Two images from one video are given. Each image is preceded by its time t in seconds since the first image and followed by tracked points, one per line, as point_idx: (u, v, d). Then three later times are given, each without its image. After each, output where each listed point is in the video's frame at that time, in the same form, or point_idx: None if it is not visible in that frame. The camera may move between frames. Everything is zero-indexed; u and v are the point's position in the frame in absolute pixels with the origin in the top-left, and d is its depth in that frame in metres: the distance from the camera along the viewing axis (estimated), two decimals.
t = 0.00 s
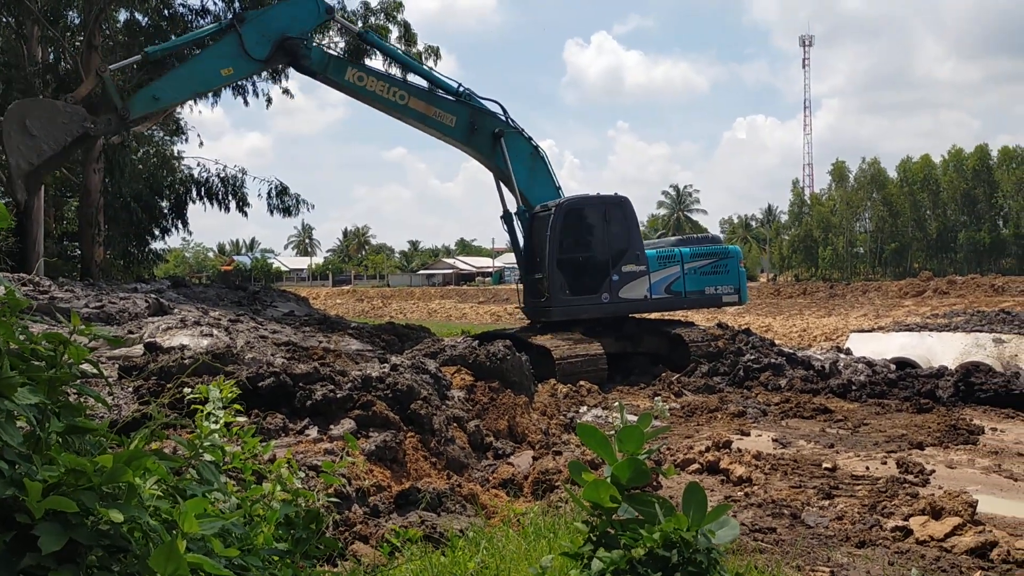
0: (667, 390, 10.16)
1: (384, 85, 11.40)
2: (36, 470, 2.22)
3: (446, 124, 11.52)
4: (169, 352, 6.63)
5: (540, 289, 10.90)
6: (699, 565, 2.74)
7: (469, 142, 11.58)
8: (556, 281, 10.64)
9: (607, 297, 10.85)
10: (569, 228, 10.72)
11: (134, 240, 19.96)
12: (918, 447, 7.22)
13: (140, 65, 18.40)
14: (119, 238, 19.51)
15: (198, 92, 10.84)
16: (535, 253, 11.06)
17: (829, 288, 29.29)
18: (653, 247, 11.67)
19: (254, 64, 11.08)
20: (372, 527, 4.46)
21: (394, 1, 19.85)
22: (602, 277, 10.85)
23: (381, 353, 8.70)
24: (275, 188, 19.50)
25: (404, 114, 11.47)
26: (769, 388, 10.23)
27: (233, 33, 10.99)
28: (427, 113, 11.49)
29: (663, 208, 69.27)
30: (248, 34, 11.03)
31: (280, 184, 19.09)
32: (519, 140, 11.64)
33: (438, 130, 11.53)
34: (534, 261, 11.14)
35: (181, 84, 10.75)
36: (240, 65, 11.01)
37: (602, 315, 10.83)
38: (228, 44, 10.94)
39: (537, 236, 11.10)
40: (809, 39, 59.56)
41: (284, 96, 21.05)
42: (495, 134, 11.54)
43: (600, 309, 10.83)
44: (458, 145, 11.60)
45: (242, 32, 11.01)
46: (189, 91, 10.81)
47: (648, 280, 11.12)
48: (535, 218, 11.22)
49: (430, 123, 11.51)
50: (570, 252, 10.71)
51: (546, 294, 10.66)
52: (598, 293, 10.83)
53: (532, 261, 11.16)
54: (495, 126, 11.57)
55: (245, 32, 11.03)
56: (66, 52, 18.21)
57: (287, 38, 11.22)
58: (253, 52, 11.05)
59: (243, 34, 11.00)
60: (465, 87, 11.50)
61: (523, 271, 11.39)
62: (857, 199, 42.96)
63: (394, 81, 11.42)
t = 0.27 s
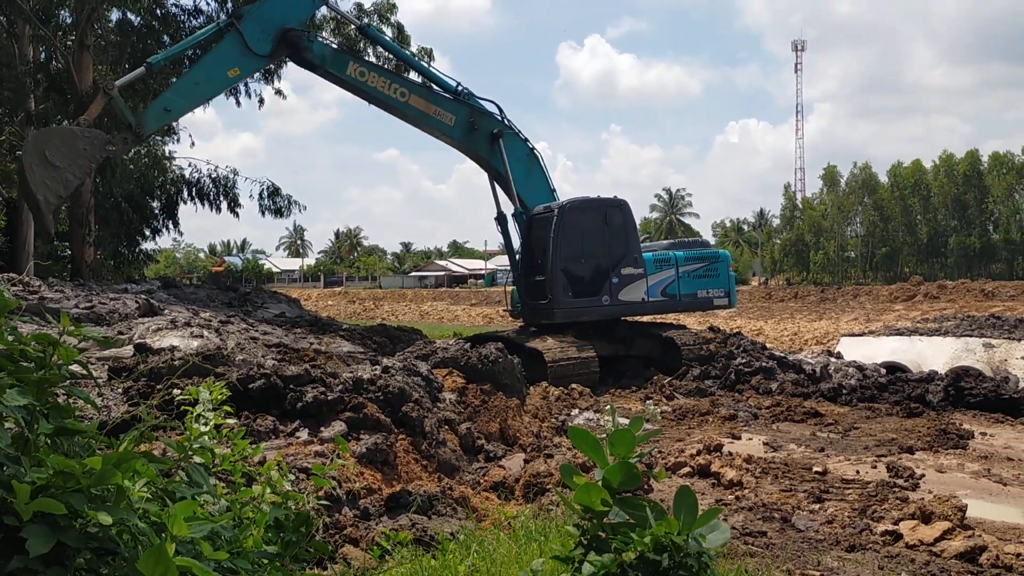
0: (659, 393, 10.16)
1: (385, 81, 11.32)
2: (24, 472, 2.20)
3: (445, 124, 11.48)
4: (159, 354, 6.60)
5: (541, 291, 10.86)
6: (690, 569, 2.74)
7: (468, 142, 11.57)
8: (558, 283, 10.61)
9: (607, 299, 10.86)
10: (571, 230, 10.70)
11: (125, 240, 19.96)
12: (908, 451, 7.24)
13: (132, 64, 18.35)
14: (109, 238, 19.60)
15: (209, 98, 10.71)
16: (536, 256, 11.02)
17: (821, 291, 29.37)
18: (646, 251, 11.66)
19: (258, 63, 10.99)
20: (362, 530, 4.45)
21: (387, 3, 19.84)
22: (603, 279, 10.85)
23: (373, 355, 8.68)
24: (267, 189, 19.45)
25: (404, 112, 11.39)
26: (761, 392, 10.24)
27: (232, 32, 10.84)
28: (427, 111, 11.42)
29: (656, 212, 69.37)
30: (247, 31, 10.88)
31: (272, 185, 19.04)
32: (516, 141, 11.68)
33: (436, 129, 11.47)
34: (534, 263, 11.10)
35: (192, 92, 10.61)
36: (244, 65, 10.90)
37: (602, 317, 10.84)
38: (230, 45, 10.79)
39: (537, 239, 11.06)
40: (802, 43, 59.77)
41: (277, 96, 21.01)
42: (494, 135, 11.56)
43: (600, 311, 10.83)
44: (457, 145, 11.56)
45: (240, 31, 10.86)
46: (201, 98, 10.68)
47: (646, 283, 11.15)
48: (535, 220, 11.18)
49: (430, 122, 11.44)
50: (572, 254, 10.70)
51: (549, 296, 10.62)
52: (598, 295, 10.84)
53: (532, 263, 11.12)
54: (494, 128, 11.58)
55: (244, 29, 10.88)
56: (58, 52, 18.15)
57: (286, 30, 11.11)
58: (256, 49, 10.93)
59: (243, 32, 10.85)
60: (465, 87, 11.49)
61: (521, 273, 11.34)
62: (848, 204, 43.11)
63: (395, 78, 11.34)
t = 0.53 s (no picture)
0: (653, 397, 10.18)
1: (391, 80, 11.16)
2: (18, 473, 2.20)
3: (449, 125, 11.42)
4: (152, 356, 6.59)
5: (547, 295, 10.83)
6: (681, 573, 2.76)
7: (470, 144, 11.53)
8: (565, 286, 10.59)
9: (610, 302, 10.88)
10: (576, 233, 10.71)
11: (119, 241, 19.85)
12: (900, 456, 7.28)
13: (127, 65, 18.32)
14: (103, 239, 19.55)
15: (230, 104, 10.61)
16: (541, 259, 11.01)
17: (814, 297, 29.44)
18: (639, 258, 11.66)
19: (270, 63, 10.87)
20: (355, 533, 4.45)
21: (383, 6, 19.88)
22: (606, 282, 10.88)
23: (367, 358, 8.68)
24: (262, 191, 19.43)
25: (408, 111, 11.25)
26: (754, 397, 10.27)
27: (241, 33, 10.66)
28: (431, 111, 11.32)
29: (650, 216, 69.50)
30: (256, 31, 10.72)
31: (266, 187, 19.02)
32: (514, 144, 11.74)
33: (441, 130, 11.38)
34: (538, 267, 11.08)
35: (214, 100, 10.47)
36: (258, 67, 10.76)
37: (605, 320, 10.85)
38: (242, 48, 10.63)
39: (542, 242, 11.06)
40: (795, 50, 59.96)
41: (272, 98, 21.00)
42: (496, 137, 11.58)
43: (604, 315, 10.84)
44: (460, 146, 11.50)
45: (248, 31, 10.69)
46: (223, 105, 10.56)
47: (644, 287, 11.19)
48: (538, 225, 11.19)
49: (434, 122, 11.34)
50: (577, 257, 10.70)
51: (556, 298, 10.59)
52: (601, 299, 10.85)
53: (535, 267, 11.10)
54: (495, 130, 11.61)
55: (252, 30, 10.72)
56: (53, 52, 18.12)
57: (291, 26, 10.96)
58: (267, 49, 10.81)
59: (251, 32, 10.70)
60: (467, 89, 11.50)
61: (524, 278, 11.29)
62: (842, 209, 43.26)
63: (401, 76, 11.20)
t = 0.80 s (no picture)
0: (645, 400, 10.20)
1: (400, 78, 11.09)
2: (11, 473, 2.20)
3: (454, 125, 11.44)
4: (144, 356, 6.58)
5: (553, 297, 10.80)
6: None
7: (473, 145, 11.56)
8: (572, 288, 10.58)
9: (613, 304, 10.92)
10: (582, 235, 10.73)
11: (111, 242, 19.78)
12: (891, 460, 7.31)
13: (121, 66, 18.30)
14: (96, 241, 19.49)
15: (254, 105, 10.53)
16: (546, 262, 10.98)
17: (806, 301, 29.53)
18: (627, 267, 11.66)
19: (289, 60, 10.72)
20: (347, 535, 4.45)
21: (378, 9, 19.91)
22: (609, 285, 10.91)
23: (360, 360, 8.67)
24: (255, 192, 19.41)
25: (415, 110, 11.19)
26: (745, 400, 10.31)
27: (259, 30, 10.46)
28: (437, 111, 11.30)
29: (643, 220, 69.62)
30: (272, 27, 10.52)
31: (260, 189, 18.99)
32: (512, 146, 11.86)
33: (447, 130, 11.36)
34: (542, 269, 11.04)
35: (237, 103, 10.39)
36: (277, 66, 10.63)
37: (608, 323, 10.88)
38: (261, 47, 10.46)
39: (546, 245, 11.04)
40: (788, 55, 60.12)
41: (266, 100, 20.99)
42: (497, 139, 11.65)
43: (607, 317, 10.87)
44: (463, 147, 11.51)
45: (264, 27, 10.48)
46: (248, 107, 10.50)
47: (641, 290, 11.24)
48: (540, 227, 11.17)
49: (440, 122, 11.33)
50: (583, 259, 10.71)
51: (563, 301, 10.56)
52: (605, 301, 10.88)
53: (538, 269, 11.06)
54: (496, 132, 11.69)
55: (270, 27, 10.52)
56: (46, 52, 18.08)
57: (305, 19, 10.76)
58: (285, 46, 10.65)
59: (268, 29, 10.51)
60: (471, 90, 11.54)
61: (525, 280, 11.23)
62: (834, 214, 43.41)
63: (410, 74, 11.14)
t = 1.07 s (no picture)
0: (636, 402, 10.21)
1: (415, 73, 10.91)
2: None
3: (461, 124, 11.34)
4: (134, 358, 6.56)
5: (562, 297, 10.74)
6: None
7: (478, 145, 11.49)
8: (581, 289, 10.56)
9: (614, 306, 10.96)
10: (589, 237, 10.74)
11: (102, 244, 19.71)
12: (880, 462, 7.35)
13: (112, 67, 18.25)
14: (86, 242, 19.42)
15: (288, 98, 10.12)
16: (551, 262, 10.87)
17: (796, 304, 29.63)
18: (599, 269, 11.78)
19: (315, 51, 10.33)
20: (337, 537, 4.44)
21: (370, 10, 19.90)
22: (612, 286, 10.95)
23: (351, 362, 8.66)
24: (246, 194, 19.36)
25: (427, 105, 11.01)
26: (736, 403, 10.33)
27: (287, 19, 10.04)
28: (448, 108, 11.17)
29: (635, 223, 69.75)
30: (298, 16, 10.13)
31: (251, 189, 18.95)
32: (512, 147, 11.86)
33: (456, 128, 11.23)
34: (548, 269, 10.92)
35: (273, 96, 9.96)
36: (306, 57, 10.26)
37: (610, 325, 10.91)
38: (291, 38, 10.07)
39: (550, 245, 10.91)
40: (780, 58, 60.36)
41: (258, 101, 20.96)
42: (501, 139, 11.63)
43: (609, 319, 10.90)
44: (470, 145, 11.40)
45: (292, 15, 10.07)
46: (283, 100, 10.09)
47: (635, 293, 11.27)
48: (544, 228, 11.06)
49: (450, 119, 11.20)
50: (590, 261, 10.72)
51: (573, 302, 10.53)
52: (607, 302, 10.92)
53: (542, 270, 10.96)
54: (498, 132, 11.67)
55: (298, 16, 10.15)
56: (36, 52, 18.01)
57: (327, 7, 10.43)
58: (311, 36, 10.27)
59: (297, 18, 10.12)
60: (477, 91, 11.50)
61: (528, 280, 11.11)
62: (825, 217, 43.55)
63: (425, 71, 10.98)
